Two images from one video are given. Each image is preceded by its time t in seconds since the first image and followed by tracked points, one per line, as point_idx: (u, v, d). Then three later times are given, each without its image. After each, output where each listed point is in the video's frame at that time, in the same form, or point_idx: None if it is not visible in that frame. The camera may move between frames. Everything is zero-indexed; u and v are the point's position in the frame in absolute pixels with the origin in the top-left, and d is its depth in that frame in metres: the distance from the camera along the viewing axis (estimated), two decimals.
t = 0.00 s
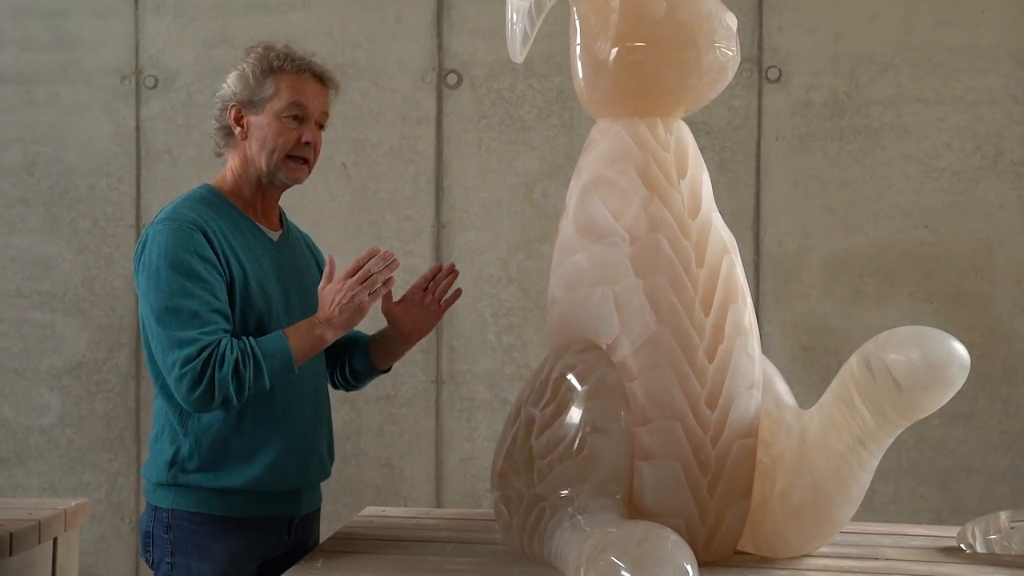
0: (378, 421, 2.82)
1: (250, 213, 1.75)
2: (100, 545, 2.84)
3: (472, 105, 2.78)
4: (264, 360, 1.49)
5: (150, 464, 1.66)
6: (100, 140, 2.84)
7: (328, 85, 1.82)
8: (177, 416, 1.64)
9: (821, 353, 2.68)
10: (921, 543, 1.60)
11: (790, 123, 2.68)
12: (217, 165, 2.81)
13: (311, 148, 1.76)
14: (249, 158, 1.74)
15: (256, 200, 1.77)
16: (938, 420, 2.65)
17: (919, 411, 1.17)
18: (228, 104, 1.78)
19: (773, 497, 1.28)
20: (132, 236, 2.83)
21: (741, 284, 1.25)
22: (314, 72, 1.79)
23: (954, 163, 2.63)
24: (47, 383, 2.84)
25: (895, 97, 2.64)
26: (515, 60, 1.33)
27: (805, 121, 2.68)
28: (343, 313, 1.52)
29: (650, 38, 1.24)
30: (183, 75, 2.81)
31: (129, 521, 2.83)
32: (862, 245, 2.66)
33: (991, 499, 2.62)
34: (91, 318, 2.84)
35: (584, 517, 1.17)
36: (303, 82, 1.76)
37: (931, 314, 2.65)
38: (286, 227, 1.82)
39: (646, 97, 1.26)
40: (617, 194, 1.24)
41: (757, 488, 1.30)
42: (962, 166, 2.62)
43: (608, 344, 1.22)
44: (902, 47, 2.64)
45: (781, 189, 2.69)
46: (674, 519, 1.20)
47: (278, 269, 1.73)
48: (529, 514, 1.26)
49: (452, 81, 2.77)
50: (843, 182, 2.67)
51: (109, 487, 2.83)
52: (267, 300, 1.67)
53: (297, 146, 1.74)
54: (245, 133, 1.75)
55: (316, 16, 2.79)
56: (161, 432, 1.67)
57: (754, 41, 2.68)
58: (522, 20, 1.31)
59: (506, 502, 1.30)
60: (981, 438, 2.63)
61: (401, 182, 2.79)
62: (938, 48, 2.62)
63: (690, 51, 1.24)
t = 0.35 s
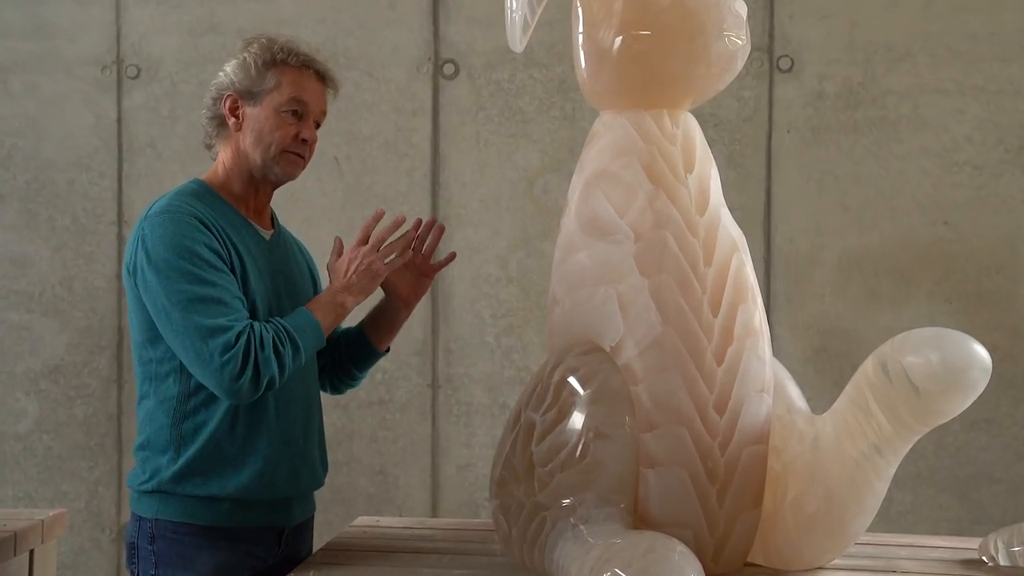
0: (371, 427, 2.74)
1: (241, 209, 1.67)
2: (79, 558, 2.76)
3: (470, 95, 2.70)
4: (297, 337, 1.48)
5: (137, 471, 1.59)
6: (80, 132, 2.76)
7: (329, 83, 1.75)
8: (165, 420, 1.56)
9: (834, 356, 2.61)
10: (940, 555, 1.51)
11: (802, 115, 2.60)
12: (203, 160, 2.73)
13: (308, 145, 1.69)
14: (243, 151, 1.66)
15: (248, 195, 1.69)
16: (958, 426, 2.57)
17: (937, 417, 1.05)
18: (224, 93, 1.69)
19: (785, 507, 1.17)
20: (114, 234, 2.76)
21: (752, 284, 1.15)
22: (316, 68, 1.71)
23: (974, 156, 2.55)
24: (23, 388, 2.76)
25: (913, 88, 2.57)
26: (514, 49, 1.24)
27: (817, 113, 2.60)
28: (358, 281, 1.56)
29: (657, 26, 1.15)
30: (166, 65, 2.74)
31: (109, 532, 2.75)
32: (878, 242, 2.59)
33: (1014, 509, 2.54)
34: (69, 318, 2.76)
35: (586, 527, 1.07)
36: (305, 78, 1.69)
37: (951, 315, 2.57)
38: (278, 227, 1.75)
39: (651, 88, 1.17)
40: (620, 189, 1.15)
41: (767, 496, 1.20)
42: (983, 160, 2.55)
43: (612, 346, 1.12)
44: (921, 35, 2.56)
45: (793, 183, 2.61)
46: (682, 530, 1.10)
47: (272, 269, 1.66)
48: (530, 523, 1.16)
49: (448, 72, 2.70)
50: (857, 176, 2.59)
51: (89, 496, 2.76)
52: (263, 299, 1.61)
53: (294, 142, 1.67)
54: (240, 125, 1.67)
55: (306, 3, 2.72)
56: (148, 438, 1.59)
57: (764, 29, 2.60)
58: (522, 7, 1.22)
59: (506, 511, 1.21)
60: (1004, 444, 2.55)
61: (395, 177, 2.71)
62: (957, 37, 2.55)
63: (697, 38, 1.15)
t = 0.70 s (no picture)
0: (367, 432, 2.69)
1: (238, 208, 1.62)
2: (65, 567, 2.72)
3: (469, 90, 2.65)
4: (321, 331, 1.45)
5: (129, 478, 1.53)
6: (67, 127, 2.72)
7: (336, 88, 1.71)
8: (160, 424, 1.51)
9: (845, 358, 2.56)
10: (953, 564, 1.46)
11: (812, 110, 2.55)
12: (193, 157, 2.69)
13: (312, 152, 1.64)
14: (243, 151, 1.61)
15: (245, 195, 1.63)
16: (973, 431, 2.52)
17: (952, 423, 0.91)
18: (230, 89, 1.62)
19: (794, 515, 1.05)
20: (101, 233, 2.71)
21: (759, 283, 1.04)
22: (326, 74, 1.67)
23: (990, 153, 2.51)
24: (9, 392, 2.72)
25: (926, 82, 2.51)
26: (514, 44, 1.16)
27: (827, 108, 2.55)
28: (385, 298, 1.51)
29: (661, 17, 1.04)
30: (155, 58, 2.70)
31: (97, 540, 2.71)
32: (890, 241, 2.54)
33: None
34: (56, 320, 2.71)
35: (589, 535, 0.96)
36: (314, 82, 1.64)
37: (965, 316, 2.52)
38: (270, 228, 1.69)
39: (656, 84, 1.06)
40: (624, 184, 1.04)
41: (775, 502, 1.08)
42: (998, 157, 2.50)
43: (615, 348, 1.01)
44: (935, 27, 2.51)
45: (802, 180, 2.56)
46: (687, 537, 0.98)
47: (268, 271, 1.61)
48: (530, 532, 1.05)
49: (447, 65, 2.65)
50: (868, 174, 2.54)
51: (76, 503, 2.71)
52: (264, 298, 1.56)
53: (298, 146, 1.62)
54: (243, 123, 1.61)
55: None
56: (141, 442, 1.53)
57: (773, 22, 2.55)
58: None
59: (506, 519, 1.10)
60: (1021, 450, 2.50)
61: (393, 174, 2.66)
62: (972, 29, 2.50)
63: (704, 30, 1.04)
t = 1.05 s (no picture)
0: (363, 436, 2.65)
1: (233, 208, 1.57)
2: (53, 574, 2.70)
3: (468, 85, 2.61)
4: (289, 340, 1.38)
5: (109, 479, 1.50)
6: (54, 123, 2.68)
7: (310, 68, 1.63)
8: (139, 425, 1.47)
9: (854, 360, 2.53)
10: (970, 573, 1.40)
11: (820, 105, 2.51)
12: (182, 152, 2.65)
13: (286, 138, 1.57)
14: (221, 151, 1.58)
15: (240, 195, 1.58)
16: (987, 436, 2.47)
17: (963, 429, 0.80)
18: (206, 93, 1.62)
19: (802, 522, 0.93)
20: (88, 231, 2.67)
21: (766, 285, 0.94)
22: (293, 54, 1.60)
23: (1003, 149, 2.46)
24: None
25: (938, 76, 2.47)
26: (514, 38, 1.06)
27: (836, 104, 2.51)
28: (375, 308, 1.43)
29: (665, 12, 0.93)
30: (144, 52, 2.65)
31: (84, 547, 2.68)
32: (900, 241, 2.50)
33: None
34: (43, 321, 2.68)
35: (590, 543, 0.85)
36: (277, 67, 1.58)
37: (978, 317, 2.48)
38: (274, 228, 1.64)
39: (660, 80, 0.95)
40: (626, 183, 0.93)
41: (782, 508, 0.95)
42: (1012, 153, 2.46)
43: (618, 351, 0.91)
44: (946, 20, 2.47)
45: (810, 177, 2.52)
46: (691, 545, 0.88)
47: (264, 270, 1.56)
48: (531, 538, 0.93)
49: (444, 60, 2.61)
50: (878, 171, 2.50)
51: (63, 510, 2.68)
52: (253, 298, 1.51)
53: (269, 136, 1.56)
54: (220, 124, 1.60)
55: None
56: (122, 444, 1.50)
57: (780, 15, 2.51)
58: None
59: (506, 526, 0.98)
60: None
61: (390, 171, 2.62)
62: (985, 22, 2.45)
63: (708, 25, 0.94)
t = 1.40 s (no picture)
0: (361, 439, 2.62)
1: (226, 210, 1.55)
2: None
3: (467, 82, 2.58)
4: (250, 335, 1.29)
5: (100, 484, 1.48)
6: (47, 121, 2.65)
7: (319, 76, 1.61)
8: (128, 429, 1.46)
9: (859, 361, 2.50)
10: None
11: (824, 102, 2.49)
12: (177, 150, 2.63)
13: (292, 146, 1.54)
14: (223, 153, 1.54)
15: (233, 197, 1.56)
16: (995, 439, 2.45)
17: (971, 431, 0.78)
18: (210, 90, 1.59)
19: (807, 524, 0.89)
20: (81, 230, 2.65)
21: (770, 285, 0.91)
22: (304, 61, 1.58)
23: (1011, 147, 2.44)
24: None
25: (945, 73, 2.44)
26: (514, 35, 1.03)
27: (841, 101, 2.48)
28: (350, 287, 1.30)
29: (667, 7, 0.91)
30: (139, 48, 2.63)
31: (77, 552, 2.66)
32: (907, 240, 2.48)
33: None
34: (35, 322, 2.65)
35: (591, 547, 0.83)
36: (287, 72, 1.56)
37: (986, 318, 2.46)
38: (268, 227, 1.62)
39: (662, 77, 0.92)
40: (627, 180, 0.91)
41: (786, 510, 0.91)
42: (1020, 151, 2.43)
43: (620, 352, 0.88)
44: (953, 16, 2.44)
45: (815, 175, 2.49)
46: (693, 548, 0.85)
47: (253, 271, 1.54)
48: (531, 543, 0.90)
49: (444, 56, 2.58)
50: (884, 169, 2.47)
51: (55, 514, 2.66)
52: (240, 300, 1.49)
53: (274, 142, 1.53)
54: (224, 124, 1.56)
55: None
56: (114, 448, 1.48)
57: (784, 11, 2.49)
58: None
59: (506, 530, 0.95)
60: None
61: (388, 170, 2.60)
62: (993, 18, 2.43)
63: (711, 21, 0.91)
